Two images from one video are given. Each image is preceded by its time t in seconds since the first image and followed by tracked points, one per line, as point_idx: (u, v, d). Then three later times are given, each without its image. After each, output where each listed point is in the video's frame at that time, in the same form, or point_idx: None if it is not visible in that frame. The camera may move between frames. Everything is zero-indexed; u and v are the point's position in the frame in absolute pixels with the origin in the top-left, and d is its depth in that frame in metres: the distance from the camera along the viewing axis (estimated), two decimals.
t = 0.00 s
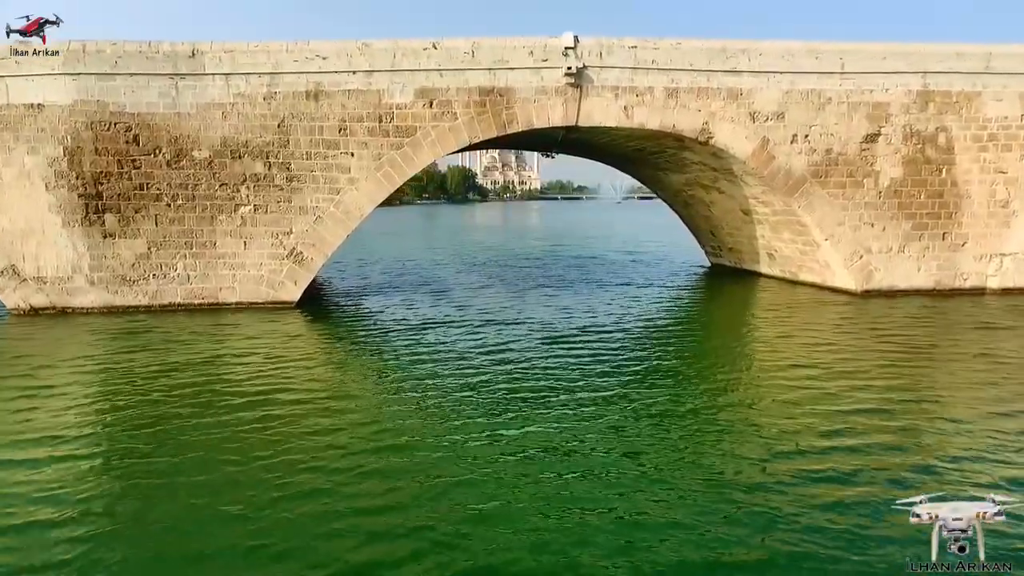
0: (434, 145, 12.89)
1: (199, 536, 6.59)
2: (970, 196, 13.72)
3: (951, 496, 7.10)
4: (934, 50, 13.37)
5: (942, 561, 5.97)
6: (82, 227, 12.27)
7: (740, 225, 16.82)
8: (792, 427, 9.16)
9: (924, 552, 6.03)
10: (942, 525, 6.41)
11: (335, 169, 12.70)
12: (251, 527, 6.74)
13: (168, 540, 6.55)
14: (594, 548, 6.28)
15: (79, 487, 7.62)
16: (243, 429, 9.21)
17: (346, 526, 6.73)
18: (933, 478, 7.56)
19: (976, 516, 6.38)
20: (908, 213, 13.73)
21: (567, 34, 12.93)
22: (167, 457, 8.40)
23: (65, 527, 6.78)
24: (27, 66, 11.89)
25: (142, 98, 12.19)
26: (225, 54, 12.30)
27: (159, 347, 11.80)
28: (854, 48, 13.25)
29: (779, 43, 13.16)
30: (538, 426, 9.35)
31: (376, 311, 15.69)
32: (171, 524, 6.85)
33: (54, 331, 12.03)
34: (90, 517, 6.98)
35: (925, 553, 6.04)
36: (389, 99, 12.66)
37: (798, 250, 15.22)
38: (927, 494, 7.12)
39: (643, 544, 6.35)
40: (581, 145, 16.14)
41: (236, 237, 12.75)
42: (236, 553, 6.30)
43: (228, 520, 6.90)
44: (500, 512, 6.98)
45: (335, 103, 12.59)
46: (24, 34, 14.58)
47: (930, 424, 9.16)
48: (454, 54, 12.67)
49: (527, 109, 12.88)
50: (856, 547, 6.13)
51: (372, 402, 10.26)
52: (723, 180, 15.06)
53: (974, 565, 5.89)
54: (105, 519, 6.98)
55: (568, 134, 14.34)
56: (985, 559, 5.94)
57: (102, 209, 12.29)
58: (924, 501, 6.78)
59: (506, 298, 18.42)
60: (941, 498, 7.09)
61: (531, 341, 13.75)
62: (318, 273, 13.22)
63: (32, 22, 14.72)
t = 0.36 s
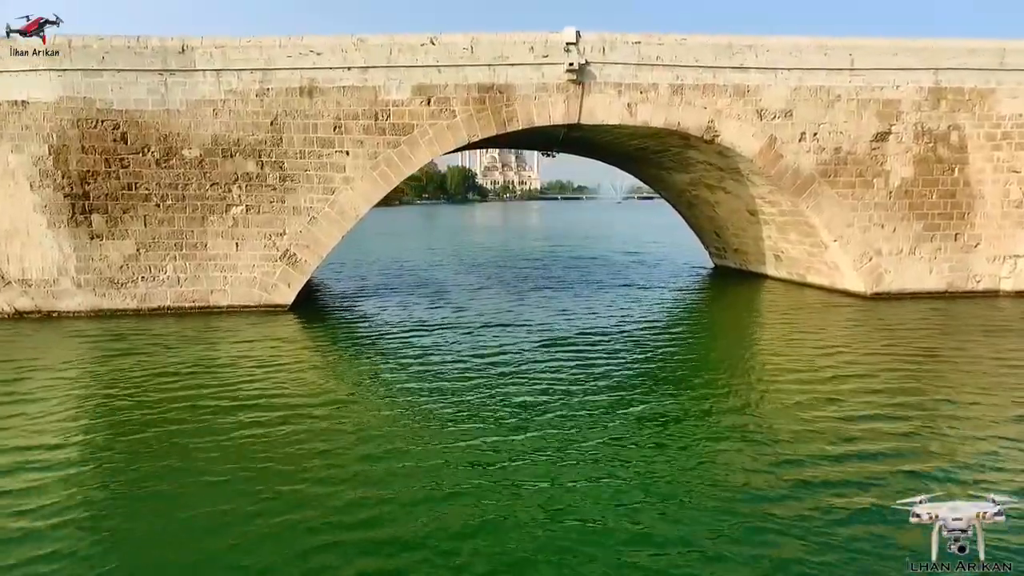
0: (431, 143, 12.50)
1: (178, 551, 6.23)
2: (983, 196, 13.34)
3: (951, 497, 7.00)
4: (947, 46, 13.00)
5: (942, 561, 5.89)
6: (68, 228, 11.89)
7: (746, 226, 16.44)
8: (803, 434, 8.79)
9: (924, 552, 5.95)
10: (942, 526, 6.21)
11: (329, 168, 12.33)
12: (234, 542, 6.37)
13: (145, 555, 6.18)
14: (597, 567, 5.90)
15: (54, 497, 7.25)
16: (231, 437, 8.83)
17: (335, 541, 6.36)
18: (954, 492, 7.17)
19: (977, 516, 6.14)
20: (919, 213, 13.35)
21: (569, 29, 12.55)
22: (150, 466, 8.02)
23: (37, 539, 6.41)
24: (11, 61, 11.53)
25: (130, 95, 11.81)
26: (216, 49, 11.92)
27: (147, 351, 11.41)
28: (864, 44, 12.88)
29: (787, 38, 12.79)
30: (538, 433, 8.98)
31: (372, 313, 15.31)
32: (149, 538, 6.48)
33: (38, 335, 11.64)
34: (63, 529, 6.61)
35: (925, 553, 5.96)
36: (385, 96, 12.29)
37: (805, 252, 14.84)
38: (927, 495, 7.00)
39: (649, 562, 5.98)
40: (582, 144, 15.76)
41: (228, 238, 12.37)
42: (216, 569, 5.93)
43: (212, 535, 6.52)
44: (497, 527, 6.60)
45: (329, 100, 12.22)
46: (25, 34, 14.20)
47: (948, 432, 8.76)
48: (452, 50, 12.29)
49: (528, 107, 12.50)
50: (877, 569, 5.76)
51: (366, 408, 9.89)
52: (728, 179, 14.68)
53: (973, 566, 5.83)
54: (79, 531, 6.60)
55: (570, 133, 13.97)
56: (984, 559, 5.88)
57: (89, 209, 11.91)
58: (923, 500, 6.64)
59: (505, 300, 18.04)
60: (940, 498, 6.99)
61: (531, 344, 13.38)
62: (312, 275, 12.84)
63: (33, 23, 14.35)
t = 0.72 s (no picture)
0: (429, 142, 12.11)
1: (157, 569, 5.87)
2: (997, 196, 12.96)
3: (951, 497, 6.92)
4: (961, 41, 12.61)
5: (941, 561, 5.81)
6: (53, 229, 11.52)
7: (752, 227, 16.06)
8: (816, 441, 8.42)
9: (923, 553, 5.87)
10: (942, 526, 6.11)
11: (324, 167, 11.96)
12: (216, 559, 6.01)
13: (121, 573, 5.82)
14: None
15: (29, 510, 6.88)
16: (219, 446, 8.45)
17: (323, 559, 6.00)
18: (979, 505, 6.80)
19: (977, 515, 6.04)
20: (931, 213, 12.97)
21: (571, 24, 12.17)
22: (132, 476, 7.65)
23: (8, 555, 6.05)
24: None
25: (118, 91, 11.44)
26: (207, 44, 11.55)
27: (134, 356, 11.03)
28: (875, 39, 12.50)
29: (796, 33, 12.41)
30: (539, 442, 8.62)
31: (369, 317, 14.93)
32: (127, 554, 6.12)
33: (22, 339, 11.26)
34: (36, 545, 6.25)
35: (924, 554, 5.88)
36: (381, 93, 11.90)
37: (813, 253, 14.46)
38: (927, 495, 6.93)
39: None
40: (584, 142, 15.38)
41: (219, 239, 12.00)
42: None
43: (194, 552, 6.16)
44: (496, 543, 6.24)
45: (324, 97, 11.85)
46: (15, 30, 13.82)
47: (967, 441, 8.39)
48: (451, 45, 11.91)
49: (528, 104, 12.12)
50: None
51: (359, 415, 9.52)
52: (735, 178, 14.30)
53: (974, 566, 5.71)
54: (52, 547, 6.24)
55: (572, 131, 13.59)
56: (984, 558, 5.78)
57: (76, 210, 11.54)
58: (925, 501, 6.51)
59: (505, 302, 17.66)
60: (941, 498, 6.91)
61: (530, 348, 13.03)
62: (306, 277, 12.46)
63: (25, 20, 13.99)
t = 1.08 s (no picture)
0: (426, 140, 11.72)
1: None
2: (1011, 196, 12.58)
3: (950, 497, 6.82)
4: (975, 36, 12.23)
5: (941, 561, 5.72)
6: (37, 230, 11.13)
7: (758, 227, 15.68)
8: (829, 450, 8.05)
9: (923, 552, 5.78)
10: (942, 526, 5.93)
11: (317, 166, 11.58)
12: None
13: None
14: None
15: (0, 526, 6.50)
16: (205, 456, 8.09)
17: None
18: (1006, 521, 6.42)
19: (977, 515, 5.86)
20: (944, 214, 12.59)
21: (573, 18, 11.79)
22: (112, 489, 7.28)
23: None
24: None
25: (104, 88, 11.06)
26: (196, 39, 11.17)
27: (121, 362, 10.65)
28: (886, 34, 12.12)
29: (805, 28, 12.03)
30: (540, 451, 8.25)
31: (365, 320, 14.55)
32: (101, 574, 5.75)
33: (4, 344, 10.87)
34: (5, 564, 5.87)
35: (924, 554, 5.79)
36: (377, 90, 11.52)
37: (822, 255, 14.07)
38: (927, 494, 6.81)
39: None
40: (586, 141, 15.00)
41: (210, 241, 11.62)
42: None
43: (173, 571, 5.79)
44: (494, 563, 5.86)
45: (317, 94, 11.47)
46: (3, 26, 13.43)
47: (986, 449, 8.02)
48: (449, 40, 11.53)
49: (529, 101, 11.74)
50: None
51: (352, 423, 9.15)
52: (741, 178, 13.92)
53: (974, 566, 5.62)
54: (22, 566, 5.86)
55: (574, 129, 13.20)
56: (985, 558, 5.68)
57: (60, 210, 11.16)
58: (925, 499, 6.30)
59: (504, 304, 17.28)
60: (940, 498, 6.80)
61: (530, 352, 12.67)
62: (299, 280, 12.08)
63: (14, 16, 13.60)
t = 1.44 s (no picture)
0: (424, 138, 11.33)
1: None
2: None
3: (952, 496, 6.76)
4: (991, 31, 11.85)
5: (941, 561, 5.71)
6: (21, 232, 10.75)
7: (765, 229, 15.29)
8: (844, 461, 7.67)
9: (923, 552, 5.77)
10: (942, 526, 5.94)
11: (311, 165, 11.19)
12: None
13: None
14: None
15: None
16: (190, 468, 7.71)
17: None
18: None
19: (976, 515, 5.87)
20: (958, 215, 12.20)
21: (576, 12, 11.40)
22: (92, 504, 6.92)
23: None
24: None
25: (90, 84, 10.68)
26: (185, 34, 10.78)
27: (107, 368, 10.27)
28: (899, 29, 11.74)
29: (816, 23, 11.64)
30: (541, 462, 7.86)
31: (361, 324, 14.16)
32: None
33: None
34: None
35: (924, 553, 5.78)
36: (372, 86, 11.14)
37: (831, 257, 13.68)
38: (929, 495, 6.77)
39: None
40: (588, 140, 14.61)
41: (200, 243, 11.23)
42: None
43: None
44: None
45: (311, 91, 11.09)
46: None
47: (1009, 460, 7.66)
48: (447, 35, 11.15)
49: (530, 98, 11.35)
50: None
51: (345, 432, 8.77)
52: (748, 178, 13.53)
53: (974, 566, 5.61)
54: None
55: (576, 128, 12.80)
56: (985, 559, 5.66)
57: (45, 211, 10.77)
58: (922, 498, 6.43)
59: (504, 307, 16.89)
60: (943, 497, 6.74)
61: (530, 357, 12.29)
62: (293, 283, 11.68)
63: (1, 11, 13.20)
